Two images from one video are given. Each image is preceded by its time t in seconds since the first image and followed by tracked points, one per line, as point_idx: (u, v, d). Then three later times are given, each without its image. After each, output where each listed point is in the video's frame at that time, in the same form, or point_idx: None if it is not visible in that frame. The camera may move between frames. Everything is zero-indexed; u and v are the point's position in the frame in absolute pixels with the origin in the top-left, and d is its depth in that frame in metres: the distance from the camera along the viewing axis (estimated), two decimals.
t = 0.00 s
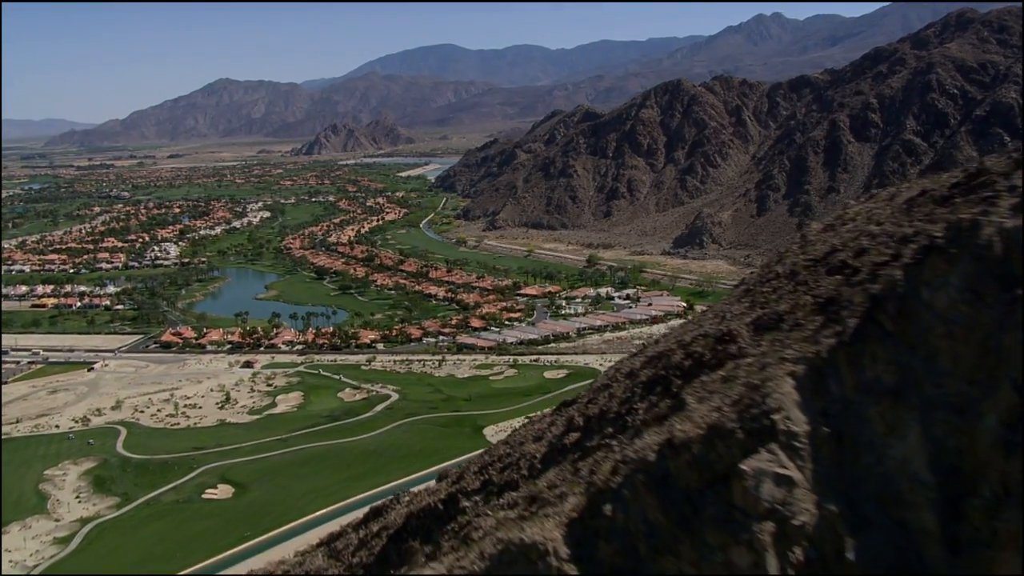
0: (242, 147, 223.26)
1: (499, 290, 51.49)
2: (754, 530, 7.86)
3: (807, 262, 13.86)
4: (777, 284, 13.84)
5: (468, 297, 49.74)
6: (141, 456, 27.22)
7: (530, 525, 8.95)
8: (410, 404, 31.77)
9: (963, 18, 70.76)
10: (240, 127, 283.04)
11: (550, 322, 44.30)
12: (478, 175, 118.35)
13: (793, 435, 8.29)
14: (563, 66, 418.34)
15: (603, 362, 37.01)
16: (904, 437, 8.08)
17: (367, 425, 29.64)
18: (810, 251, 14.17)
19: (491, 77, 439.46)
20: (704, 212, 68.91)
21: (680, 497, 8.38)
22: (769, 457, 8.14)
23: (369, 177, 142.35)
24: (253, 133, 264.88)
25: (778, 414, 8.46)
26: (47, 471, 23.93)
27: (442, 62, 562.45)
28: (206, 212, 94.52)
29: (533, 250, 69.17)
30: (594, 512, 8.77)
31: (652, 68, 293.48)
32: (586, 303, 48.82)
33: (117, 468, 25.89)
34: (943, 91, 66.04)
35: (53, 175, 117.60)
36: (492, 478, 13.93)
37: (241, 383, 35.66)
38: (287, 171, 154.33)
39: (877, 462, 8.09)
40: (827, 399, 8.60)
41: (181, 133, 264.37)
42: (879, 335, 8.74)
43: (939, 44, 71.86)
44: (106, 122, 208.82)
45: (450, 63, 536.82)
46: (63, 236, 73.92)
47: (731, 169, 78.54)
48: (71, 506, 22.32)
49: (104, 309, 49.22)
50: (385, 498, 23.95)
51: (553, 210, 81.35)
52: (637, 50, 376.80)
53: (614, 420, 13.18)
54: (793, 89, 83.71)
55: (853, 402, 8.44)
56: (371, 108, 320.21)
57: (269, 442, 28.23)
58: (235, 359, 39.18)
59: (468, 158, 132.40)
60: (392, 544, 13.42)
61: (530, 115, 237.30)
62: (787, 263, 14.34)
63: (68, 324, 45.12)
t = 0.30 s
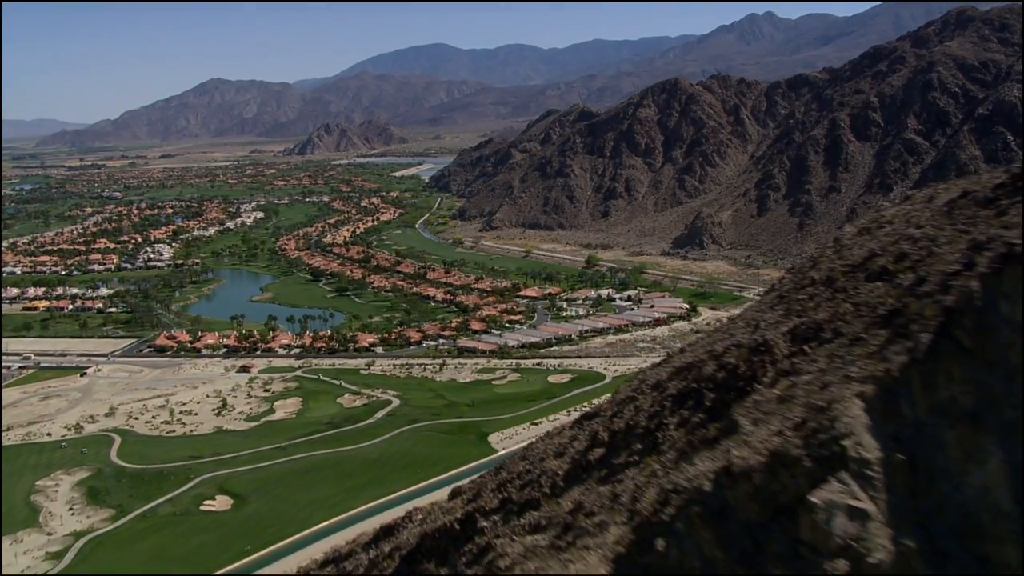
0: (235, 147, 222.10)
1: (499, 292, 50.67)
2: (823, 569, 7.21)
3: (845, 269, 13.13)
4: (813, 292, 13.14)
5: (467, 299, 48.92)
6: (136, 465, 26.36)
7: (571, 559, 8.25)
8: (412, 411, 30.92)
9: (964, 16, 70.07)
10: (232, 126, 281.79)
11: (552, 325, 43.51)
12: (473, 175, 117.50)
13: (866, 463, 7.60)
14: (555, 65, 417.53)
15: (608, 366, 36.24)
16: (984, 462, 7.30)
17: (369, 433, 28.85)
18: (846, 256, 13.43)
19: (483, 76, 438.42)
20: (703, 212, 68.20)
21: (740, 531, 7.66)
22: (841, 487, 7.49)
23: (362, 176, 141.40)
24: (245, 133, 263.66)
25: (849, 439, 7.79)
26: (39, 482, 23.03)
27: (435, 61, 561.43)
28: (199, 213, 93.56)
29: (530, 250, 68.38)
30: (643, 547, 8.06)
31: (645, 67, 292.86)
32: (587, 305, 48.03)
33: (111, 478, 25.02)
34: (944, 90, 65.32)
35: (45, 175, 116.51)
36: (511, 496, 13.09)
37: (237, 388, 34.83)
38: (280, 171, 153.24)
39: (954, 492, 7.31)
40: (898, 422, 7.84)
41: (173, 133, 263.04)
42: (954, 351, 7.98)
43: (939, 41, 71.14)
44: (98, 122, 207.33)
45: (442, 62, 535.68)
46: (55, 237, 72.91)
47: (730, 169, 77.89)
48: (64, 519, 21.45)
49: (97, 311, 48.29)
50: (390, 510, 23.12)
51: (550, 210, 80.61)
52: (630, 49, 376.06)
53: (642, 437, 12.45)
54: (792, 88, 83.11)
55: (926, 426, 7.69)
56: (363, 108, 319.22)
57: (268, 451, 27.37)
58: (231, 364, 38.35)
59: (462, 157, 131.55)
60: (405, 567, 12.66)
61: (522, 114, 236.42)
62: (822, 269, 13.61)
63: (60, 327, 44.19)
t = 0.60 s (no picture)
0: (228, 147, 221.03)
1: (499, 294, 49.90)
2: None
3: (887, 275, 12.44)
4: (854, 301, 12.44)
5: (466, 301, 48.16)
6: (132, 476, 25.48)
7: None
8: (415, 417, 30.14)
9: (965, 14, 69.38)
10: (225, 127, 280.65)
11: (554, 327, 42.75)
12: (469, 175, 116.71)
13: (957, 497, 6.92)
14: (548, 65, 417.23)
15: (614, 370, 35.51)
16: None
17: (370, 440, 28.06)
18: (888, 262, 12.74)
19: (475, 76, 437.67)
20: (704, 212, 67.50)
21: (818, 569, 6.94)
22: (928, 525, 6.83)
23: (356, 176, 140.51)
24: (238, 133, 262.61)
25: (934, 472, 7.14)
26: (32, 491, 22.07)
27: (428, 61, 561.16)
28: (192, 213, 92.62)
29: (529, 251, 67.60)
30: None
31: (638, 67, 292.37)
32: (589, 306, 47.31)
33: (106, 490, 24.14)
34: (946, 88, 64.68)
35: (36, 175, 115.49)
36: (534, 517, 12.29)
37: (235, 394, 34.03)
38: (274, 171, 152.38)
39: None
40: (986, 450, 7.16)
41: (165, 132, 261.87)
42: None
43: (940, 40, 70.44)
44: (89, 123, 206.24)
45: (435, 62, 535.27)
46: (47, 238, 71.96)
47: (729, 169, 77.21)
48: (58, 533, 20.39)
49: (91, 315, 47.44)
50: (395, 523, 22.29)
51: (548, 210, 79.93)
52: (623, 49, 375.74)
53: (676, 454, 11.73)
54: (790, 87, 82.50)
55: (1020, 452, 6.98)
56: (357, 107, 318.30)
57: (267, 461, 26.51)
58: (229, 369, 37.56)
59: (457, 157, 130.78)
60: None
61: (516, 114, 235.86)
62: (862, 276, 12.92)
63: (54, 330, 43.32)
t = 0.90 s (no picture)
0: (221, 148, 219.95)
1: (499, 296, 49.16)
2: None
3: (935, 282, 11.72)
4: (901, 310, 11.75)
5: (467, 303, 47.41)
6: (128, 487, 24.66)
7: None
8: (419, 424, 29.37)
9: (966, 12, 68.64)
10: (218, 127, 279.53)
11: (557, 330, 42.00)
12: (465, 175, 115.96)
13: None
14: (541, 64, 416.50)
15: (620, 374, 34.77)
16: None
17: (374, 448, 27.30)
18: (935, 267, 12.00)
19: (469, 76, 436.78)
20: (704, 212, 66.79)
21: None
22: None
23: (351, 176, 139.70)
24: (231, 133, 261.58)
25: None
26: (24, 504, 21.21)
27: (421, 61, 560.09)
28: (186, 214, 91.73)
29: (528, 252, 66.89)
30: None
31: (632, 67, 291.70)
32: (592, 308, 46.52)
33: (101, 502, 23.30)
34: (949, 86, 64.03)
35: (29, 176, 114.54)
36: (560, 539, 11.42)
37: (233, 400, 33.24)
38: (267, 171, 151.40)
39: None
40: None
41: (158, 132, 260.74)
42: None
43: (941, 38, 69.57)
44: (82, 123, 205.16)
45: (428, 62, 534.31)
46: (39, 239, 71.04)
47: (729, 168, 76.53)
48: (51, 550, 19.52)
49: (85, 318, 46.59)
50: (403, 535, 21.50)
51: (546, 210, 79.22)
52: (616, 48, 374.96)
53: (714, 474, 11.01)
54: (789, 86, 81.80)
55: None
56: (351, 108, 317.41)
57: (268, 470, 25.68)
58: (226, 374, 36.77)
59: (453, 156, 129.99)
60: None
61: (510, 114, 235.02)
62: (908, 282, 12.21)
63: (47, 334, 42.46)
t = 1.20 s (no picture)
0: (215, 149, 219.03)
1: (500, 298, 48.37)
2: None
3: (991, 289, 11.07)
4: (955, 320, 11.18)
5: (467, 306, 46.64)
6: (125, 498, 23.79)
7: None
8: (423, 431, 28.56)
9: (968, 9, 67.79)
10: (211, 127, 278.67)
11: (560, 333, 41.20)
12: (461, 175, 115.21)
13: None
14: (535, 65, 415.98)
15: (628, 379, 33.97)
16: None
17: (377, 457, 26.48)
18: (989, 275, 11.36)
19: (463, 76, 436.16)
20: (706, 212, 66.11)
21: None
22: None
23: (347, 176, 138.96)
24: (224, 133, 260.69)
25: None
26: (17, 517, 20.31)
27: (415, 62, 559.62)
28: (181, 215, 90.88)
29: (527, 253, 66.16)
30: None
31: (626, 66, 291.22)
32: (595, 310, 45.76)
33: (97, 515, 22.43)
34: (952, 85, 63.41)
35: (22, 177, 113.70)
36: (590, 565, 10.59)
37: (231, 407, 32.39)
38: (262, 171, 150.49)
39: None
40: None
41: (151, 132, 259.79)
42: None
43: (942, 36, 68.70)
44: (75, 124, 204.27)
45: (422, 62, 533.85)
46: (32, 240, 70.17)
47: (729, 168, 75.81)
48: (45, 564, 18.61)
49: (79, 321, 45.73)
50: (410, 549, 20.67)
51: (545, 210, 78.48)
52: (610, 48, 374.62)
53: (759, 497, 10.28)
54: (789, 84, 81.09)
55: None
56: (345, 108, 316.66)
57: (268, 480, 24.86)
58: (224, 379, 35.92)
59: (449, 156, 129.32)
60: None
61: (504, 114, 234.37)
62: (959, 289, 11.60)
63: (40, 338, 41.57)
